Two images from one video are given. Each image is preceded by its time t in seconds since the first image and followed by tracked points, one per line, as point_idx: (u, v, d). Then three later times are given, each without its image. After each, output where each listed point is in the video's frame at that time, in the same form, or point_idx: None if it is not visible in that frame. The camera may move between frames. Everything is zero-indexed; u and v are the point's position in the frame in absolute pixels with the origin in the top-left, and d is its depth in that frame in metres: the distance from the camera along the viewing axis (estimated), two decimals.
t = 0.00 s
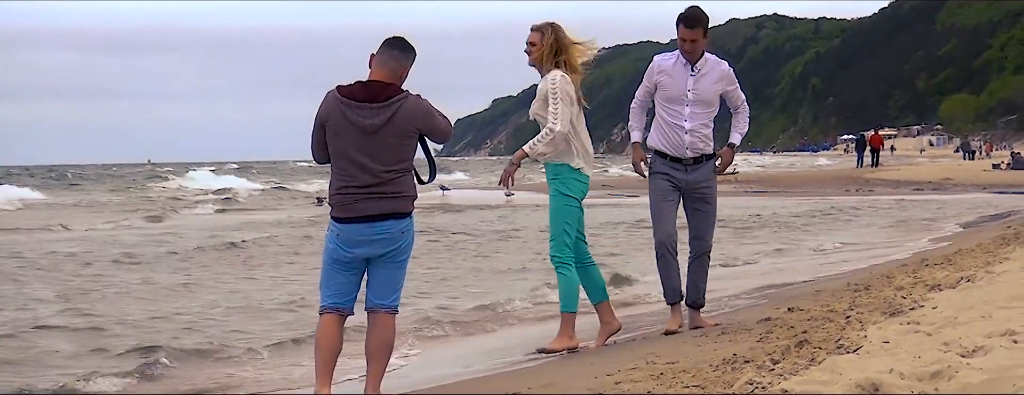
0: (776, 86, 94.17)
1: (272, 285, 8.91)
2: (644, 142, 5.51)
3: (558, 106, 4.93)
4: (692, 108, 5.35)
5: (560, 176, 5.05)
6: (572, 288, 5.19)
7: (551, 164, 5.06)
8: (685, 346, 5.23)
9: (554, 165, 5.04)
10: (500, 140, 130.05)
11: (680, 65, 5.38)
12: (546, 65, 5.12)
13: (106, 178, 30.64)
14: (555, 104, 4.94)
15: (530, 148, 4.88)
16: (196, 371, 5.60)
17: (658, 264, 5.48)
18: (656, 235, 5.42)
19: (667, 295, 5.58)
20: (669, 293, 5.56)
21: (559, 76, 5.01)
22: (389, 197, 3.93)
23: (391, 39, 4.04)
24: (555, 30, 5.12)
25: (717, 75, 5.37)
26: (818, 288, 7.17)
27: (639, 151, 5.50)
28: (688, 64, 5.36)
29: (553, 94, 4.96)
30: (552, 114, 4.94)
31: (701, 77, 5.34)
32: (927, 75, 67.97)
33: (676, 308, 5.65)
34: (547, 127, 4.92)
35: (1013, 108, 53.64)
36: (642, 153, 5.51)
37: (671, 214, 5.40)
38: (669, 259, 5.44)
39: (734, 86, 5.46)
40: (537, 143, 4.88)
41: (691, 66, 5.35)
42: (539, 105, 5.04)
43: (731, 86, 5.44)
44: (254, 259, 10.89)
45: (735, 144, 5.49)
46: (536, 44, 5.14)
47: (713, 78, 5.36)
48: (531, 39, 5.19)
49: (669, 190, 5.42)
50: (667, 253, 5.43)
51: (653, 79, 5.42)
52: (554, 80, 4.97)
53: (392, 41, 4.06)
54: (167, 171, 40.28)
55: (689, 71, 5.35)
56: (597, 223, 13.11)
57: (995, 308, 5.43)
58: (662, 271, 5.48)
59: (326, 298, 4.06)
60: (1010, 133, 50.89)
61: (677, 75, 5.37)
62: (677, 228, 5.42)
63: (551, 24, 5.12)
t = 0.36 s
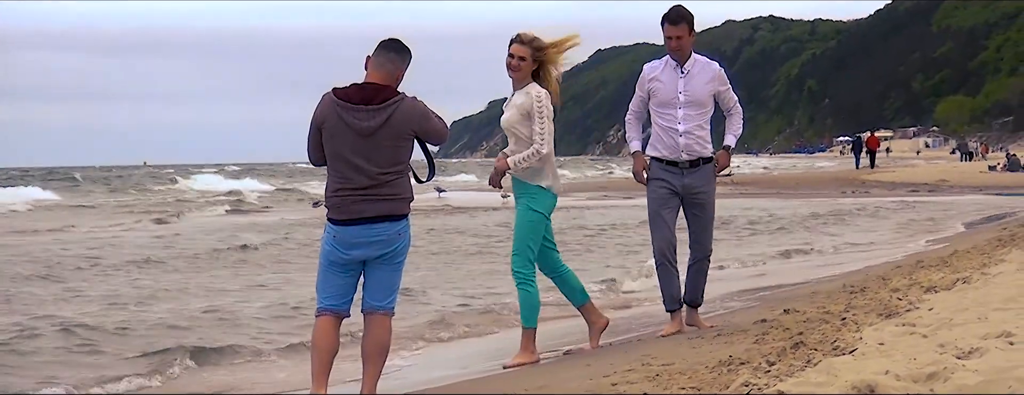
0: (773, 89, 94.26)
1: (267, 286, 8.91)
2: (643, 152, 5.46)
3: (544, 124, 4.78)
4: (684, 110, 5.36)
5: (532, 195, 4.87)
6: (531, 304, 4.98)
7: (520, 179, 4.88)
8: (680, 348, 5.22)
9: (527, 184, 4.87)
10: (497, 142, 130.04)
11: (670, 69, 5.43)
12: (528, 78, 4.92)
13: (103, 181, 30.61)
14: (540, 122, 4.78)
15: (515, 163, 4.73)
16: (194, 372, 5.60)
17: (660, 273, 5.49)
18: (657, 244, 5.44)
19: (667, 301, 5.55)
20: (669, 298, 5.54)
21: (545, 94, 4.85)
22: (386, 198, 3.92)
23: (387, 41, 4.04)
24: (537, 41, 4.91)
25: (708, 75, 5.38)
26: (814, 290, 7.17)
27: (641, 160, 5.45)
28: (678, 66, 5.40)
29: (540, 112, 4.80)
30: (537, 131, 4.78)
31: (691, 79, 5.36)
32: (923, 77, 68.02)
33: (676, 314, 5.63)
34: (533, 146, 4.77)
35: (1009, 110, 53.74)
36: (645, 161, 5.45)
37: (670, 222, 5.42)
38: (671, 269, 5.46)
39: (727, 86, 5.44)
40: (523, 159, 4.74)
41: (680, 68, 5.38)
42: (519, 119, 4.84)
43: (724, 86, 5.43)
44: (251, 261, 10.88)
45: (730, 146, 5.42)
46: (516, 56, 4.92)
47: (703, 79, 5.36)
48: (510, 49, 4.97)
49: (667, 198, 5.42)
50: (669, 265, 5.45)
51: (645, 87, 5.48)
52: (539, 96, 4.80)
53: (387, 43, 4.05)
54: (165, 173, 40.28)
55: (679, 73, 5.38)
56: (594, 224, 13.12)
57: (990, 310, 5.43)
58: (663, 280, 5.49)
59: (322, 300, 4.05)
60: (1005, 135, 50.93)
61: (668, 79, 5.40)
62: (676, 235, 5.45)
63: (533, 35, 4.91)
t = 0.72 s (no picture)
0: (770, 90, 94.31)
1: (263, 288, 8.90)
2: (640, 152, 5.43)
3: (537, 123, 4.81)
4: (675, 110, 5.35)
5: (513, 202, 4.80)
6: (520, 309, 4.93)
7: (505, 186, 4.78)
8: (677, 349, 5.23)
9: (515, 191, 4.79)
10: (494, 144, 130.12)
11: (664, 68, 5.43)
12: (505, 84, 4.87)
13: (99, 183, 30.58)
14: (532, 122, 4.81)
15: (518, 164, 4.71)
16: (193, 371, 5.60)
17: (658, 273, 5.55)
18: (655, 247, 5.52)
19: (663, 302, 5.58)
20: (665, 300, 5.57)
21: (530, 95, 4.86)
22: (384, 200, 3.92)
23: (383, 43, 4.03)
24: (506, 47, 4.83)
25: (700, 74, 5.35)
26: (810, 291, 7.17)
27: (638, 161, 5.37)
28: (670, 66, 5.40)
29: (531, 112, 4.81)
30: (531, 131, 4.81)
31: (682, 78, 5.35)
32: (920, 78, 68.02)
33: (672, 315, 5.65)
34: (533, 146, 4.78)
35: (1005, 111, 53.81)
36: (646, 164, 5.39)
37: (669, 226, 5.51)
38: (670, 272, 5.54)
39: (721, 86, 5.40)
40: (525, 160, 4.73)
41: (673, 68, 5.37)
42: (504, 123, 4.81)
43: (717, 86, 5.39)
44: (249, 262, 10.88)
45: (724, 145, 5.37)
46: (486, 64, 4.83)
47: (694, 79, 5.34)
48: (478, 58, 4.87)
49: (664, 201, 5.46)
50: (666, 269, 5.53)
51: (638, 88, 5.50)
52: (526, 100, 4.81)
53: (383, 45, 4.04)
54: (163, 174, 40.24)
55: (671, 72, 5.38)
56: (590, 225, 13.13)
57: (986, 311, 5.44)
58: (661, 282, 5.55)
59: (319, 301, 4.04)
60: (1001, 136, 50.99)
61: (661, 79, 5.41)
62: (671, 238, 5.52)
63: (501, 42, 4.83)
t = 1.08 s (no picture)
0: (768, 91, 94.36)
1: (259, 288, 8.90)
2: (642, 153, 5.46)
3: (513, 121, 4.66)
4: (674, 113, 5.35)
5: (493, 207, 4.66)
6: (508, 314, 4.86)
7: (491, 192, 4.65)
8: (674, 351, 5.22)
9: (495, 196, 4.65)
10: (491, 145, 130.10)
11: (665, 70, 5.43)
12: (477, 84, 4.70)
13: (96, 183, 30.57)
14: (508, 120, 4.66)
15: (497, 166, 4.54)
16: (189, 370, 5.60)
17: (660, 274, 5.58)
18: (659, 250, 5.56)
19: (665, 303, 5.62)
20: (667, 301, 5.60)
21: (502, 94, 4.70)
22: (383, 202, 3.92)
23: (380, 44, 4.03)
24: (477, 47, 4.66)
25: (702, 78, 5.35)
26: (807, 293, 7.17)
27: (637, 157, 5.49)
28: (671, 68, 5.39)
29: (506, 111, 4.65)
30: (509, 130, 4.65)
31: (682, 81, 5.35)
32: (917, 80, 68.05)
33: (671, 314, 5.68)
34: (508, 147, 4.62)
35: (1002, 112, 53.83)
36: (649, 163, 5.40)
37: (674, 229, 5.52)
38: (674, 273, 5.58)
39: (722, 90, 5.38)
40: (505, 160, 4.57)
41: (673, 71, 5.37)
42: (479, 124, 4.62)
43: (719, 90, 5.37)
44: (246, 263, 10.87)
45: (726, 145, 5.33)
46: (455, 66, 4.66)
47: (694, 82, 5.34)
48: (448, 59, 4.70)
49: (666, 204, 5.47)
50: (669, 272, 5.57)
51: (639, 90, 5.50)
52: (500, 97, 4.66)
53: (380, 46, 4.04)
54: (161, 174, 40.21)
55: (671, 75, 5.38)
56: (586, 227, 13.12)
57: (983, 312, 5.44)
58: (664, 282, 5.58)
59: (317, 303, 4.05)
60: (998, 138, 50.98)
61: (661, 82, 5.41)
62: (675, 240, 5.54)
63: (470, 42, 4.66)
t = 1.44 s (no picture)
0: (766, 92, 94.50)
1: (257, 288, 8.92)
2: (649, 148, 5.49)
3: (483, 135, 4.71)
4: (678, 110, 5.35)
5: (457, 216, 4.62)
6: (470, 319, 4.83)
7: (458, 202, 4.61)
8: (671, 351, 5.22)
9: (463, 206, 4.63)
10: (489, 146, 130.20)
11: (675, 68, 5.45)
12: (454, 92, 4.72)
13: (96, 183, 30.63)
14: (479, 134, 4.70)
15: (470, 177, 4.56)
16: (187, 369, 5.62)
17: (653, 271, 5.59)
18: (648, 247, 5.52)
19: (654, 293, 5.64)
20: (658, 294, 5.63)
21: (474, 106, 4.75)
22: (382, 203, 3.92)
23: (377, 45, 4.03)
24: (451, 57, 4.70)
25: (708, 76, 5.34)
26: (804, 293, 7.17)
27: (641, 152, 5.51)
28: (678, 66, 5.41)
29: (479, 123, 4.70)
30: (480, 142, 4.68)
31: (687, 78, 5.36)
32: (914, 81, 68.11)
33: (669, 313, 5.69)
34: (479, 158, 4.64)
35: (999, 112, 53.89)
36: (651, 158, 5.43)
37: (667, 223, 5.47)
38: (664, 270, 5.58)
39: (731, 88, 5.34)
40: (476, 171, 4.59)
41: (681, 68, 5.38)
42: (453, 132, 4.64)
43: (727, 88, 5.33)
44: (245, 263, 10.89)
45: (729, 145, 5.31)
46: (431, 73, 4.68)
47: (700, 79, 5.33)
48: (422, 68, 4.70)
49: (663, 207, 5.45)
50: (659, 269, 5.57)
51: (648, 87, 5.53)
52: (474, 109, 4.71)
53: (377, 47, 4.04)
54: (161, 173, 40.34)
55: (678, 72, 5.38)
56: (583, 228, 13.16)
57: (980, 313, 5.44)
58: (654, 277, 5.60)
59: (316, 303, 4.05)
60: (994, 138, 51.05)
61: (668, 79, 5.43)
62: (670, 241, 5.54)
63: (445, 52, 4.69)
